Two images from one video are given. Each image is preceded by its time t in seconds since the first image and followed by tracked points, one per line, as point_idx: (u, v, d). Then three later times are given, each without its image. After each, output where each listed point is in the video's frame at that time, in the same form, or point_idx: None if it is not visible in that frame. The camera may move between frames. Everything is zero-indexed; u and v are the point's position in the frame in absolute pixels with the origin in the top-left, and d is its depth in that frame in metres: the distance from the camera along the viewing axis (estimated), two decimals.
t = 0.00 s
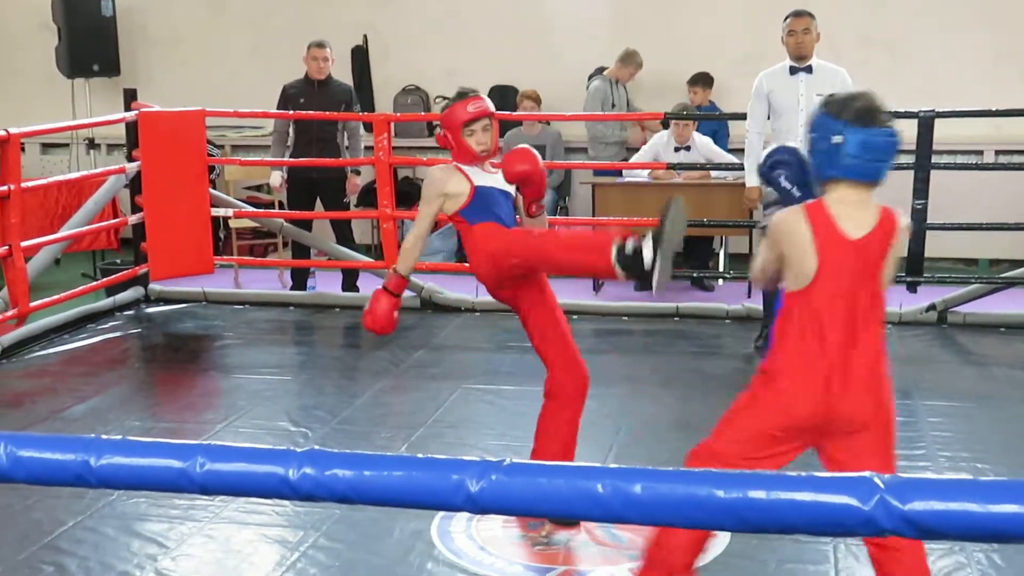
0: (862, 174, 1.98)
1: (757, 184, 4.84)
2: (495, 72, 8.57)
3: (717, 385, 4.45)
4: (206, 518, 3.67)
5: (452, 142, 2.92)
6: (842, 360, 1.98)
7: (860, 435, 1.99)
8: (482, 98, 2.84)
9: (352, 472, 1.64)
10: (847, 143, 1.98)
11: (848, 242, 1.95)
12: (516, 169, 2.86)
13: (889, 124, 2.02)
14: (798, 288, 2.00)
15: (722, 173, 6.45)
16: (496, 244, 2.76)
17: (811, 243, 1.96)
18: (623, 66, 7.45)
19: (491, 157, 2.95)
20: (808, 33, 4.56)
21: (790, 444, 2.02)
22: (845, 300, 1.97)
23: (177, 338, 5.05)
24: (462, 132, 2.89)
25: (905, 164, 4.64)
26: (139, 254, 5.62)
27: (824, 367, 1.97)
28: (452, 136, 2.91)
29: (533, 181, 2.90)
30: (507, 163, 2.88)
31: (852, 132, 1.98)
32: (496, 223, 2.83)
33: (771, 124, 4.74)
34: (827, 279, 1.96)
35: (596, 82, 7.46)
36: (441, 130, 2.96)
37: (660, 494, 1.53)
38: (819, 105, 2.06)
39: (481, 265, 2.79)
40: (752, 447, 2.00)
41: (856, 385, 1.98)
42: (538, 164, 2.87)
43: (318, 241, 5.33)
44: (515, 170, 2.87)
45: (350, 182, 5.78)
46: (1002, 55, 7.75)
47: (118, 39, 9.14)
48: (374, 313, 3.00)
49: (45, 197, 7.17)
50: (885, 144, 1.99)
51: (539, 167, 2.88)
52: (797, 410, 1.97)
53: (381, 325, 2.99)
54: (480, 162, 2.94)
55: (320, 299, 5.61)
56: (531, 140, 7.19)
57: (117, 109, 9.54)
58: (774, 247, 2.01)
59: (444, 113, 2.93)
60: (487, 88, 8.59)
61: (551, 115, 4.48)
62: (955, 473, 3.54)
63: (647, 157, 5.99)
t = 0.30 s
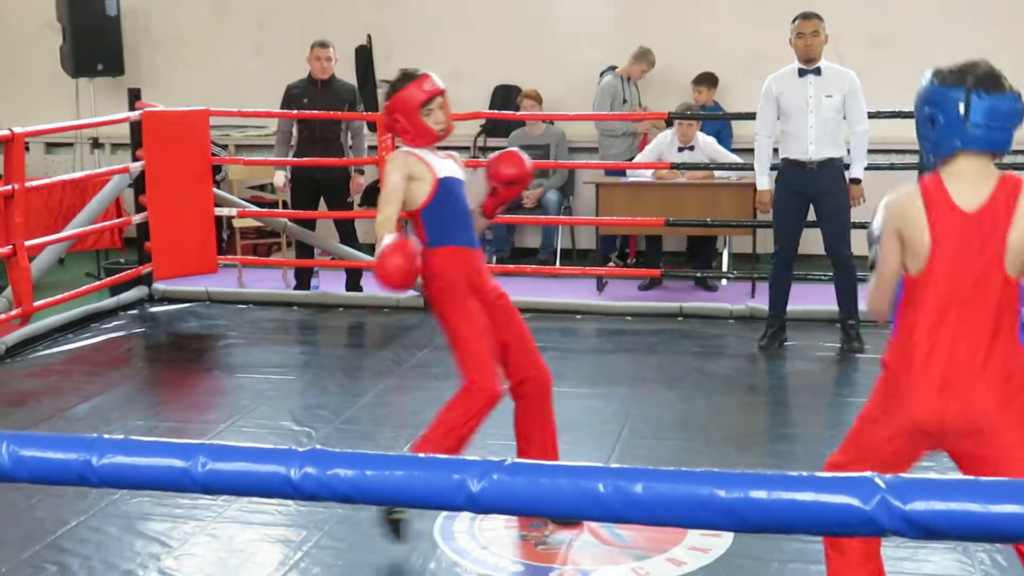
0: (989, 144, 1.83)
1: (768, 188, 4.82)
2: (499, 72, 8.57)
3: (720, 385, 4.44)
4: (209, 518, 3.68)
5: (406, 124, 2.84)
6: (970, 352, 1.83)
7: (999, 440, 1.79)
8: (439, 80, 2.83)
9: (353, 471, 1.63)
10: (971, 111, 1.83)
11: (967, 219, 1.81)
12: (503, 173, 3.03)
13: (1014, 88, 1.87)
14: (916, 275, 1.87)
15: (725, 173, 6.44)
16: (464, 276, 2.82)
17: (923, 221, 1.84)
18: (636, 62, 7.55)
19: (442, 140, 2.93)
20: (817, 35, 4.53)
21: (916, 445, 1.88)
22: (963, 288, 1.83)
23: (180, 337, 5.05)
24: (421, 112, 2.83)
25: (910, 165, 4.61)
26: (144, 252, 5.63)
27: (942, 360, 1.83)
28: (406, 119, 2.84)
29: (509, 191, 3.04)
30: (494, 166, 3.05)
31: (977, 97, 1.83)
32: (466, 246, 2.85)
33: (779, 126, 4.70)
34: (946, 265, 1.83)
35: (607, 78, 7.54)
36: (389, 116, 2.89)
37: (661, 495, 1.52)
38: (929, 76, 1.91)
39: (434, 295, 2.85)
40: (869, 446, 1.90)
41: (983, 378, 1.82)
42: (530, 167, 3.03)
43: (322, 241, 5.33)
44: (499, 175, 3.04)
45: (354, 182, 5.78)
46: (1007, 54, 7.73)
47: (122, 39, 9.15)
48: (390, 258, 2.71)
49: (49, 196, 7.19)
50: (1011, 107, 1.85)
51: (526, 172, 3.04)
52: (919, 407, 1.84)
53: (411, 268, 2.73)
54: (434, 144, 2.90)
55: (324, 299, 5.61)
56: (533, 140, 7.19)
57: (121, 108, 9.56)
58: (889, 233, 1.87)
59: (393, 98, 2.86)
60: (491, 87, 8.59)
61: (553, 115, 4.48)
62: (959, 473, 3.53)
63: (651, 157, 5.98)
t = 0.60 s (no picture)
0: (940, 150, 1.91)
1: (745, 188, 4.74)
2: (467, 72, 8.56)
3: (685, 385, 4.45)
4: (172, 521, 3.65)
5: (293, 90, 2.71)
6: (953, 348, 1.90)
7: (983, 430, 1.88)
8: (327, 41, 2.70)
9: (314, 473, 1.61)
10: (920, 121, 1.90)
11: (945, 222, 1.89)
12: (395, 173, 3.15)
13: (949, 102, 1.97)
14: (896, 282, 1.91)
15: (690, 173, 6.46)
16: (291, 271, 2.86)
17: (910, 230, 1.88)
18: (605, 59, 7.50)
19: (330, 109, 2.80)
20: (793, 37, 4.52)
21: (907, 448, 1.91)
22: (944, 289, 1.90)
23: (145, 339, 5.01)
24: (309, 75, 2.70)
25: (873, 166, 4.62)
26: (106, 253, 5.58)
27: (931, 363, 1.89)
28: (293, 83, 2.70)
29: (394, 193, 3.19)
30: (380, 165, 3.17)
31: (926, 110, 1.91)
32: (302, 238, 2.86)
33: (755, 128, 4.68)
34: (927, 270, 1.89)
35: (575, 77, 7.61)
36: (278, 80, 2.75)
37: (621, 496, 1.51)
38: (866, 91, 1.99)
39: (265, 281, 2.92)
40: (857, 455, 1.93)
41: (964, 374, 1.89)
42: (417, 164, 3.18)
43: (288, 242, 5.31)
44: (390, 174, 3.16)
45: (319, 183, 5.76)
46: (971, 55, 7.79)
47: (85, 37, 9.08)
48: (290, 143, 2.62)
49: (10, 196, 7.13)
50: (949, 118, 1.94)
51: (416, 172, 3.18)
52: (907, 410, 1.88)
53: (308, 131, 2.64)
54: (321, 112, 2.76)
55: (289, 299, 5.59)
56: (501, 141, 7.19)
57: (84, 107, 9.48)
58: (869, 239, 1.89)
59: (281, 61, 2.72)
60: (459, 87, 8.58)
61: (521, 114, 4.46)
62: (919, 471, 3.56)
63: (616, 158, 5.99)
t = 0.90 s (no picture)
0: (819, 131, 2.00)
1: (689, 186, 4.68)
2: (416, 72, 8.54)
3: (633, 384, 4.48)
4: (117, 525, 3.61)
5: (160, 113, 2.69)
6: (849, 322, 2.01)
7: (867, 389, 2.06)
8: (201, 73, 2.71)
9: (260, 477, 1.59)
10: (804, 104, 1.98)
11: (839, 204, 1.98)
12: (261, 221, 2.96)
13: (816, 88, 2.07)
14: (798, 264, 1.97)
15: (638, 174, 6.50)
16: (153, 301, 2.84)
17: (811, 213, 1.94)
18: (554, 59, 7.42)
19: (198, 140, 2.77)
20: (740, 39, 4.54)
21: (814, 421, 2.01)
22: (842, 267, 1.99)
23: (89, 341, 4.95)
24: (178, 102, 2.68)
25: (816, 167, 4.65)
26: (49, 255, 5.50)
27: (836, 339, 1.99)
28: (160, 108, 2.69)
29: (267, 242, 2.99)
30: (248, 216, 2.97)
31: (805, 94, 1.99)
32: (167, 271, 2.82)
33: (702, 128, 4.70)
34: (827, 250, 1.97)
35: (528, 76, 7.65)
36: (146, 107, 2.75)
37: (569, 495, 1.50)
38: (746, 76, 2.04)
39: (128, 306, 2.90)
40: (771, 439, 2.00)
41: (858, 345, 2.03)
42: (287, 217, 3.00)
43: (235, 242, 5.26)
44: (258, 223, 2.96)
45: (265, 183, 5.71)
46: (911, 58, 7.92)
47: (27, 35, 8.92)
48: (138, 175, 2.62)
49: None
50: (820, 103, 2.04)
51: (285, 222, 3.01)
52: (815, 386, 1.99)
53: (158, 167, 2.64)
54: (187, 140, 2.74)
55: (237, 300, 5.54)
56: (451, 141, 7.18)
57: (26, 106, 9.32)
58: (771, 223, 1.94)
59: (152, 86, 2.70)
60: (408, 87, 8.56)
61: (469, 115, 4.45)
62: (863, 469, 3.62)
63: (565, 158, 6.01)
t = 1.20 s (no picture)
0: (750, 138, 2.10)
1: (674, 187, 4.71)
2: (402, 72, 8.54)
3: (622, 384, 4.49)
4: (104, 526, 3.58)
5: (55, 79, 2.76)
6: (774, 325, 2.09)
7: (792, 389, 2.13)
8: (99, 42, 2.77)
9: (253, 477, 1.59)
10: (738, 112, 2.08)
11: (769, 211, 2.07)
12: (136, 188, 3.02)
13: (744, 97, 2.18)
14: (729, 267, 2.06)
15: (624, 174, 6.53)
16: (38, 267, 2.93)
17: (745, 216, 2.02)
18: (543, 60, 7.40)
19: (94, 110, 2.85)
20: (722, 40, 4.56)
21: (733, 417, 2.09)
22: (770, 271, 2.09)
23: (74, 342, 4.92)
24: (76, 71, 2.75)
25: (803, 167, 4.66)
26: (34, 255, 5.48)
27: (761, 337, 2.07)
28: (55, 72, 2.75)
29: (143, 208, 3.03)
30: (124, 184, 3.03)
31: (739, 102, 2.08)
32: (49, 239, 2.93)
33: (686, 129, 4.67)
34: (757, 253, 2.06)
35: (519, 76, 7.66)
36: (42, 68, 2.79)
37: (562, 494, 1.51)
38: (680, 85, 2.12)
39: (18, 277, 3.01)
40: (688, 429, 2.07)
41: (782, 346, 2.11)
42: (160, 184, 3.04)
43: (222, 243, 5.23)
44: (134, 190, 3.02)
45: (252, 183, 5.69)
46: (895, 59, 8.00)
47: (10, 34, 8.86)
48: (31, 121, 2.69)
49: None
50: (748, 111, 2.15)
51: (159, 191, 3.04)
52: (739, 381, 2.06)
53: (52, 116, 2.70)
54: (82, 109, 2.82)
55: (223, 301, 5.52)
56: (437, 141, 7.18)
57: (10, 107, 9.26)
58: (707, 227, 2.01)
59: (48, 51, 2.77)
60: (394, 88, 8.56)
61: (456, 114, 4.44)
62: (851, 468, 3.64)
63: (552, 158, 6.02)
